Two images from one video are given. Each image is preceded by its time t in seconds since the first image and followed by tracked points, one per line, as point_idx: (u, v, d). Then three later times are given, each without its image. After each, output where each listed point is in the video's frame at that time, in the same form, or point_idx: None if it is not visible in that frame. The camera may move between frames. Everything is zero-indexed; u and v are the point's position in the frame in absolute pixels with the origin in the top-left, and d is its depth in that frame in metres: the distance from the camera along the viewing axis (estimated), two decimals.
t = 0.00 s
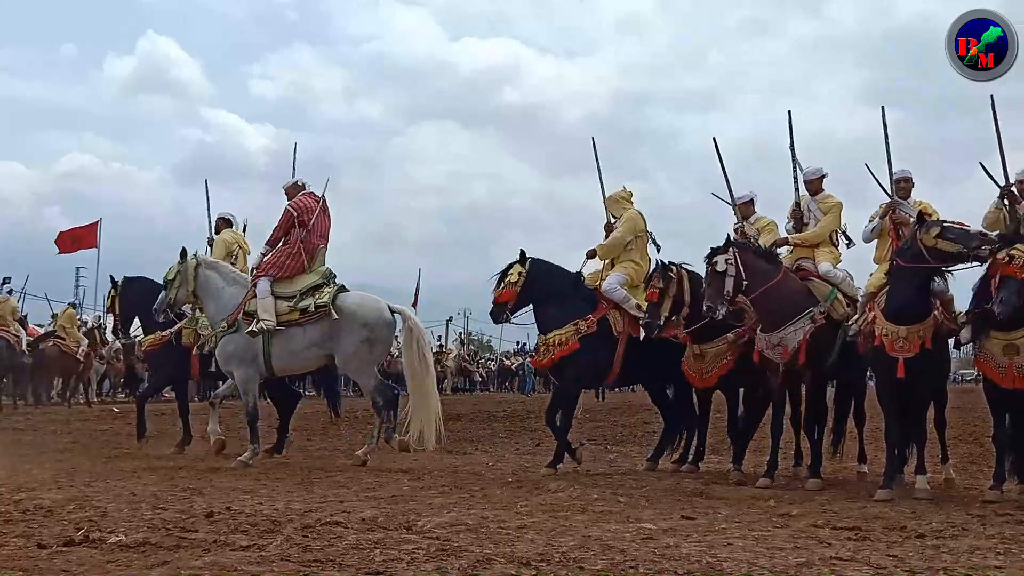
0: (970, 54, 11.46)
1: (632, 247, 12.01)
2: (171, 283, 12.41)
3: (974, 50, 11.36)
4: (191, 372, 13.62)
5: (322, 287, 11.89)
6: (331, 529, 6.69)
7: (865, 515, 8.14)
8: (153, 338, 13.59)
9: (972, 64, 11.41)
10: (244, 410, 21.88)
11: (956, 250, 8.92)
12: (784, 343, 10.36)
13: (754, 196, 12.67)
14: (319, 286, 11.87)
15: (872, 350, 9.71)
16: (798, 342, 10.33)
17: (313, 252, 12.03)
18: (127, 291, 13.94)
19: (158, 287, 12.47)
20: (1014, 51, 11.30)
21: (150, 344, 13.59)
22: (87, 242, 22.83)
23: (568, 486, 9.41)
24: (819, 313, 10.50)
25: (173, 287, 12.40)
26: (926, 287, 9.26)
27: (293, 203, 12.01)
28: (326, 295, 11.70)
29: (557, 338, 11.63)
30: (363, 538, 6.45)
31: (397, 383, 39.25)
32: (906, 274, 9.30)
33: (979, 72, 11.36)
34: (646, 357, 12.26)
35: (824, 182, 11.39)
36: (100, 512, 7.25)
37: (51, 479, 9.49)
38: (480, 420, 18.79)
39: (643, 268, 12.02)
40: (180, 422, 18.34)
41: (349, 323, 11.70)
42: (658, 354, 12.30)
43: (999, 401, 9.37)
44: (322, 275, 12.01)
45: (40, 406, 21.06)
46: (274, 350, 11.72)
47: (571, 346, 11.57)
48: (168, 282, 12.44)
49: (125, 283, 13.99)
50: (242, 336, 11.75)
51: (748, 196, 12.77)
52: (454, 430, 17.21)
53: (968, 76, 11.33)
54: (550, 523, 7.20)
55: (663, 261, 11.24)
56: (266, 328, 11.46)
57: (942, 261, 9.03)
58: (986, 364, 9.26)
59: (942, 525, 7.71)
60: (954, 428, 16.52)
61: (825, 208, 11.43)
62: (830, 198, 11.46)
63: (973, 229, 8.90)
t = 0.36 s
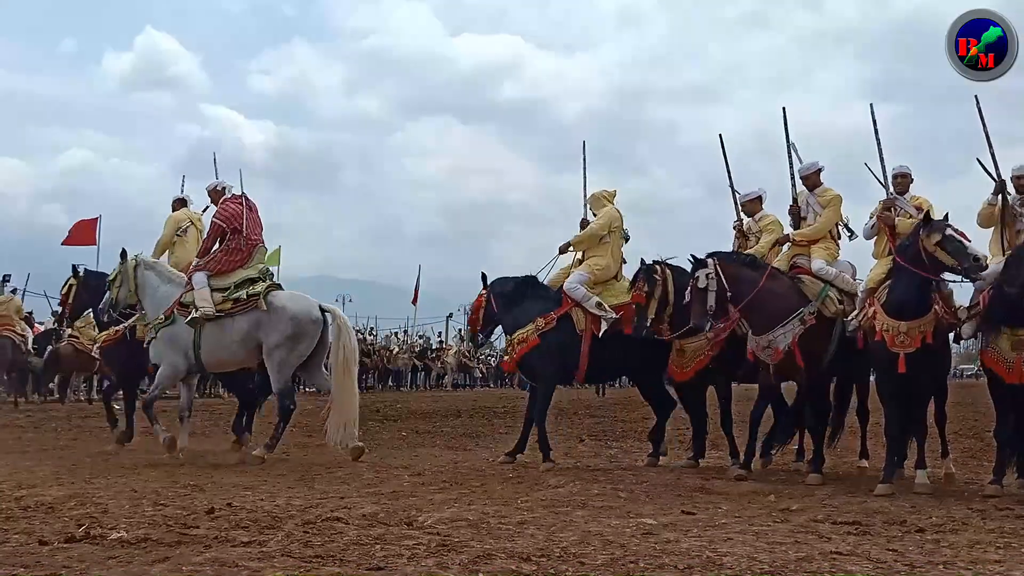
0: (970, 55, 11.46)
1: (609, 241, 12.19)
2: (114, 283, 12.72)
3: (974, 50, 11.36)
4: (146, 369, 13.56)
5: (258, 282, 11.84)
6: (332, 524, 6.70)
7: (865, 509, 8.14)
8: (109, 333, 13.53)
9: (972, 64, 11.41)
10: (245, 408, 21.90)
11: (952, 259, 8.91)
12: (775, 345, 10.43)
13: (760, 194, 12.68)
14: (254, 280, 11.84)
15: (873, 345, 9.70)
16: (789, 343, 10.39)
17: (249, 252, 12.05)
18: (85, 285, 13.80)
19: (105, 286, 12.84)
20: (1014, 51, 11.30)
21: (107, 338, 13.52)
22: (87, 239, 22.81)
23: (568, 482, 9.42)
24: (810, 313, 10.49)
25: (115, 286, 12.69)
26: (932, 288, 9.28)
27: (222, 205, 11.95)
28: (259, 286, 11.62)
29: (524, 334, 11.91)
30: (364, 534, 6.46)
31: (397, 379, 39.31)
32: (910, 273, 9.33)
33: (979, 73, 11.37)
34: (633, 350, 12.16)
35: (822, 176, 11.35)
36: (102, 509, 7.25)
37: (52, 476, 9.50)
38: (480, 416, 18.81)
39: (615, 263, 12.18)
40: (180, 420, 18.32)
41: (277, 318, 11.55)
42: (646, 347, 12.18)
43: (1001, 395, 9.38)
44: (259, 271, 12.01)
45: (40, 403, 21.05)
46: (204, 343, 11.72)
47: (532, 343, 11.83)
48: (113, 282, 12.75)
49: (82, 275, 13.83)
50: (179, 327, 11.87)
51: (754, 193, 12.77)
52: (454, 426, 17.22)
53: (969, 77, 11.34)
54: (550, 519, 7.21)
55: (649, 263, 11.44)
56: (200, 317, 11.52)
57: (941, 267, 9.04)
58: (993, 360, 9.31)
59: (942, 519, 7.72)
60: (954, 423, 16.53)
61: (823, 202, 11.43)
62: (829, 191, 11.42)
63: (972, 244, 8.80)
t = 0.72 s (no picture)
0: (970, 55, 11.47)
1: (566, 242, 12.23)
2: (59, 272, 12.74)
3: (974, 50, 11.36)
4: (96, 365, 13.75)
5: (191, 283, 12.05)
6: (331, 525, 6.71)
7: (864, 509, 8.15)
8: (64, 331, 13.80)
9: (972, 64, 11.42)
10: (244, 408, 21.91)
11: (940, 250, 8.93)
12: (743, 341, 10.53)
13: (763, 196, 12.69)
14: (188, 281, 12.06)
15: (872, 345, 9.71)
16: (755, 341, 10.45)
17: (184, 254, 12.31)
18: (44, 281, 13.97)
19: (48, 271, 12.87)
20: (1014, 51, 11.30)
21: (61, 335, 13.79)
22: (86, 240, 22.81)
23: (568, 482, 9.42)
24: (783, 313, 10.53)
25: (60, 276, 12.72)
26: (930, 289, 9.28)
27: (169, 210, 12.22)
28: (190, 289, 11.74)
29: (490, 324, 12.15)
30: (363, 534, 6.47)
31: (397, 379, 39.33)
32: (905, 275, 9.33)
33: (979, 73, 11.38)
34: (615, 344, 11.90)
35: (811, 178, 11.24)
36: (101, 509, 7.26)
37: (51, 476, 9.50)
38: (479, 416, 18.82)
39: (571, 265, 12.19)
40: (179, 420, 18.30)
41: (206, 318, 11.64)
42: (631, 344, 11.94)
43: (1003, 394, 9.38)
44: (194, 272, 12.21)
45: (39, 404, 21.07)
46: (138, 343, 11.98)
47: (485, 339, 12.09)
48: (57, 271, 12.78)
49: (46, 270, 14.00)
50: (115, 327, 12.15)
51: (760, 197, 12.76)
52: (453, 426, 17.21)
53: (969, 77, 11.35)
54: (549, 519, 7.22)
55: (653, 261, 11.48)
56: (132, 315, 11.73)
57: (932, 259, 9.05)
58: (1005, 359, 9.21)
59: (941, 519, 7.73)
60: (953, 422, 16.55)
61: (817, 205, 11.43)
62: (820, 193, 11.29)
63: (955, 229, 8.85)
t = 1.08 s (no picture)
0: (970, 55, 11.48)
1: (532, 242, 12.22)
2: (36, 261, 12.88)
3: (974, 49, 11.36)
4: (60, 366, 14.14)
5: (145, 285, 12.14)
6: (329, 527, 6.71)
7: (862, 510, 8.15)
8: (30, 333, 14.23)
9: (973, 64, 11.42)
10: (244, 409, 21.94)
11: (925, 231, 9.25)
12: (730, 346, 10.63)
13: (759, 198, 12.69)
14: (144, 284, 12.12)
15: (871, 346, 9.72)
16: (743, 347, 10.54)
17: (139, 258, 12.37)
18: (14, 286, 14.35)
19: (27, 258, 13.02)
20: (1014, 50, 11.30)
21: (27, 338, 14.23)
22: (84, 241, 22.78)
23: (566, 483, 9.43)
24: (768, 317, 10.59)
25: (37, 265, 12.86)
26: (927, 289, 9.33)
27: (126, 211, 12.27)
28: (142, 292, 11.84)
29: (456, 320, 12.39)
30: (361, 536, 6.47)
31: (396, 380, 39.33)
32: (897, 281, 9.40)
33: (979, 73, 11.38)
34: (567, 339, 11.60)
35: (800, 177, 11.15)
36: (99, 512, 7.25)
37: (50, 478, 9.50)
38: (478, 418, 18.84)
39: (532, 264, 12.19)
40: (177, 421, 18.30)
41: (156, 320, 11.83)
42: (585, 341, 11.56)
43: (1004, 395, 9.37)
44: (150, 275, 12.26)
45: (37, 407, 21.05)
46: (92, 344, 12.08)
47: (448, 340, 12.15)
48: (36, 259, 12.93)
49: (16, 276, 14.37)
50: (71, 329, 12.24)
51: (755, 198, 12.77)
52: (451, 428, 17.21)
53: (969, 77, 11.36)
54: (547, 521, 7.22)
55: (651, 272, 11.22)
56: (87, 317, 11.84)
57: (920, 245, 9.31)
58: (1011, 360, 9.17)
59: (940, 520, 7.74)
60: (952, 423, 16.56)
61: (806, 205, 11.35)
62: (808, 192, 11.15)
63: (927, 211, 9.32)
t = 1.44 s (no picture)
0: (970, 55, 11.49)
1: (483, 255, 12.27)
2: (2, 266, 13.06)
3: (973, 50, 11.38)
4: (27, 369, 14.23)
5: (102, 288, 12.08)
6: (325, 529, 6.70)
7: (857, 514, 8.15)
8: None
9: (972, 64, 11.44)
10: (241, 412, 21.89)
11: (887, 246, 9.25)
12: (687, 341, 10.99)
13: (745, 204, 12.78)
14: (99, 288, 12.05)
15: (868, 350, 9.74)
16: (698, 340, 10.90)
17: (97, 262, 12.34)
18: None
19: None
20: (1013, 51, 11.33)
21: None
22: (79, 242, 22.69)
23: (562, 486, 9.43)
24: (728, 316, 10.90)
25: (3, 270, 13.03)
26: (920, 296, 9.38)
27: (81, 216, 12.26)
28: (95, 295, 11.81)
29: (423, 328, 12.66)
30: (357, 538, 6.45)
31: (391, 382, 39.28)
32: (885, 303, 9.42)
33: (979, 72, 11.40)
34: (498, 349, 11.56)
35: (782, 180, 11.18)
36: (94, 514, 7.23)
37: (44, 480, 9.47)
38: (474, 420, 18.84)
39: (476, 279, 12.27)
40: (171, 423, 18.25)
41: (109, 324, 11.78)
42: (510, 351, 11.45)
43: (1000, 398, 9.39)
44: (106, 278, 12.17)
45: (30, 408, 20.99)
46: (55, 346, 12.14)
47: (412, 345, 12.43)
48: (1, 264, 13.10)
49: None
50: (34, 334, 12.33)
51: (742, 205, 12.84)
52: (447, 430, 17.21)
53: (969, 77, 11.38)
54: (543, 523, 7.22)
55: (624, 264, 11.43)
56: (45, 322, 11.87)
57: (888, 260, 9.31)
58: (1008, 363, 9.19)
59: (935, 523, 7.74)
60: (948, 427, 16.58)
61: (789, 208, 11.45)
62: (789, 196, 11.26)
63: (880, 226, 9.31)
